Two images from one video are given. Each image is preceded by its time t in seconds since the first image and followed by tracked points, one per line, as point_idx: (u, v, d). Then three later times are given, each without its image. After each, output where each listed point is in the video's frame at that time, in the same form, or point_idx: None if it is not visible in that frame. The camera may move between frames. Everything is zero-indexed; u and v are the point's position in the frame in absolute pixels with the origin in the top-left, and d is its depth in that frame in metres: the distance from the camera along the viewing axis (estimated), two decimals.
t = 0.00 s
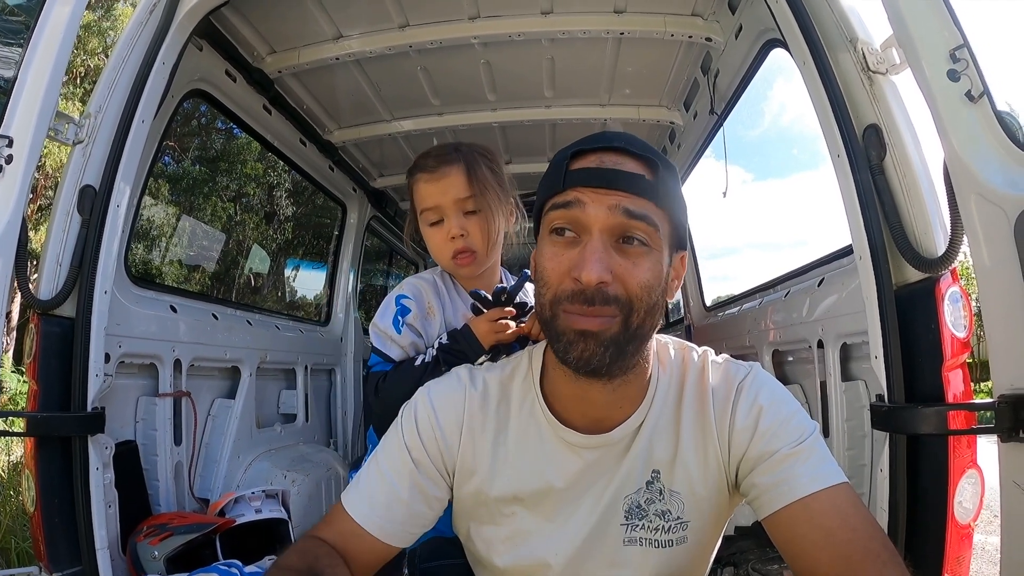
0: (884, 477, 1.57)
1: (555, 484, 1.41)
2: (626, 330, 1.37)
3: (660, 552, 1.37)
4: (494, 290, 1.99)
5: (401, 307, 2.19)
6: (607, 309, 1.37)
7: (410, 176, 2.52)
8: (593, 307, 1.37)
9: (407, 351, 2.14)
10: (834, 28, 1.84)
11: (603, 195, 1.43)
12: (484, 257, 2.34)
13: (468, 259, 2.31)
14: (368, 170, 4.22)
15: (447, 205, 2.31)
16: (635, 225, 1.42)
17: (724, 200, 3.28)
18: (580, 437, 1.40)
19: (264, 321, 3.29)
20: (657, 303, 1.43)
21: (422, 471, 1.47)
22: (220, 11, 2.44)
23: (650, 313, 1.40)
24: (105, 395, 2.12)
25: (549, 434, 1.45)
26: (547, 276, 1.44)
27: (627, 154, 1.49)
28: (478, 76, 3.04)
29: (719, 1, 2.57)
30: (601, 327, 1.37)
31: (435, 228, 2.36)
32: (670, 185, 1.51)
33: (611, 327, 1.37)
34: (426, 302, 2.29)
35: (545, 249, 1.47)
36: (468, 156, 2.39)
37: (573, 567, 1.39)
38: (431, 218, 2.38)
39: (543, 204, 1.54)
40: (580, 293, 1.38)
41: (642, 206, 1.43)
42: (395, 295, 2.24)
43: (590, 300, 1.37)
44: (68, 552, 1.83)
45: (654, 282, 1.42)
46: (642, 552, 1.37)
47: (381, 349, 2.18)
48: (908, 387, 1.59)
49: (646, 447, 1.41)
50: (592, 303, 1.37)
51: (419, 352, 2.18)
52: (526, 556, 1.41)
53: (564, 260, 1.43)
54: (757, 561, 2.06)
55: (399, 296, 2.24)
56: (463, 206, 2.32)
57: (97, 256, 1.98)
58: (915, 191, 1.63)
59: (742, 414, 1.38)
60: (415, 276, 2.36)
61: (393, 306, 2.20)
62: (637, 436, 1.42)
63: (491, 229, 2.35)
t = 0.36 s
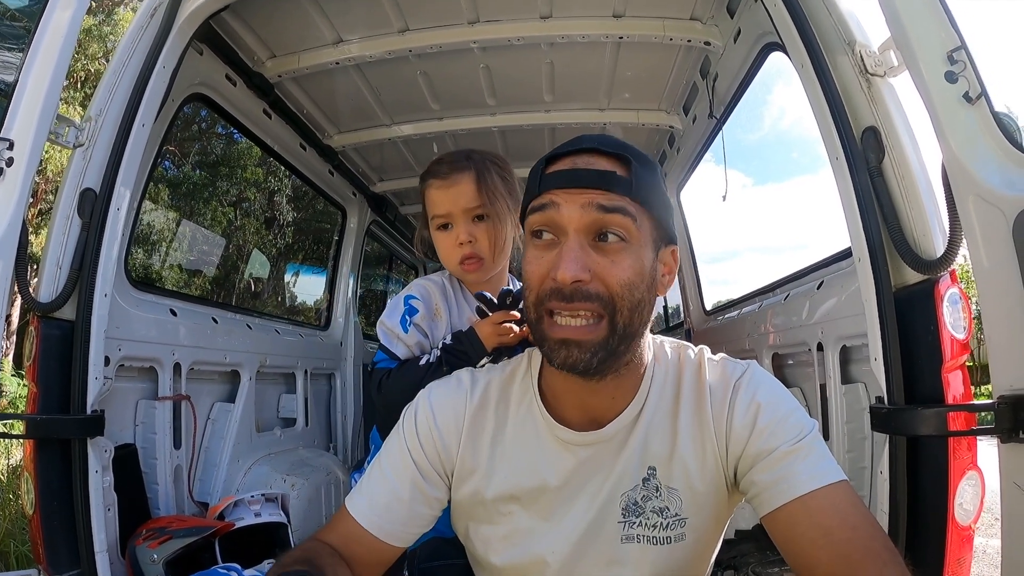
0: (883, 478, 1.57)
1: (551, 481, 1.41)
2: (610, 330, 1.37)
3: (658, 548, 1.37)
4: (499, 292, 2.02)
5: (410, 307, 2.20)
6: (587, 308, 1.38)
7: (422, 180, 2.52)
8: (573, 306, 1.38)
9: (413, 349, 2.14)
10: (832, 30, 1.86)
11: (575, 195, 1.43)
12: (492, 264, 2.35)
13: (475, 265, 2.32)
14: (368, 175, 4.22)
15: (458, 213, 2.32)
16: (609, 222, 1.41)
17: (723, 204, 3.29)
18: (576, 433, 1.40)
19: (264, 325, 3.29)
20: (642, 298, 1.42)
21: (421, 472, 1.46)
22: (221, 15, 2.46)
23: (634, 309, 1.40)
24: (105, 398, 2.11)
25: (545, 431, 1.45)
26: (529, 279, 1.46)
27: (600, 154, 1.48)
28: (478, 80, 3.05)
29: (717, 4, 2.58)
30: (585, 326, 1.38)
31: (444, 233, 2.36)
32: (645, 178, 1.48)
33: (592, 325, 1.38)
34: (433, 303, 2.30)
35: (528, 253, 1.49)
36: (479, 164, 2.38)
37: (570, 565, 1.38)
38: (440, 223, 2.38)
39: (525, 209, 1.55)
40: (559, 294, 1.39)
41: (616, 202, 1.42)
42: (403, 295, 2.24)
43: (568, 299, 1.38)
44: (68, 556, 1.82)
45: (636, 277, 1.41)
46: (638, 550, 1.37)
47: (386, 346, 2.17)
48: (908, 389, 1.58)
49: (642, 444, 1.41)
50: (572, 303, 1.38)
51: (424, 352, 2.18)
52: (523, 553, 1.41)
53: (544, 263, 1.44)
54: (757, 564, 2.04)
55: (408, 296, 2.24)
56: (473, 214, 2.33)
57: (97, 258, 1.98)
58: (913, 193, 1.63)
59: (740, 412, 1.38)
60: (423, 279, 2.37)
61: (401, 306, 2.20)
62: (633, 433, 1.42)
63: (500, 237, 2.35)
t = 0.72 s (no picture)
0: (882, 478, 1.57)
1: (551, 481, 1.41)
2: (595, 339, 1.37)
3: (657, 549, 1.37)
4: (501, 291, 2.00)
5: (412, 307, 2.21)
6: (570, 322, 1.38)
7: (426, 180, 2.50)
8: (556, 321, 1.38)
9: (415, 348, 2.14)
10: (830, 31, 1.86)
11: (552, 210, 1.43)
12: (494, 267, 2.36)
13: (478, 267, 2.33)
14: (367, 175, 4.23)
15: (461, 216, 2.32)
16: (589, 234, 1.41)
17: (722, 204, 3.29)
18: (576, 433, 1.41)
19: (262, 326, 3.29)
20: (627, 306, 1.41)
21: (421, 471, 1.45)
22: (221, 16, 2.46)
23: (619, 318, 1.39)
24: (103, 399, 2.11)
25: (546, 431, 1.46)
26: (521, 295, 1.47)
27: (578, 162, 1.48)
28: (477, 81, 3.05)
29: (715, 6, 2.58)
30: (569, 339, 1.37)
31: (447, 235, 2.36)
32: (623, 182, 1.45)
33: (575, 338, 1.37)
34: (435, 304, 2.32)
35: (518, 269, 1.51)
36: (484, 167, 2.37)
37: (569, 566, 1.38)
38: (444, 225, 2.38)
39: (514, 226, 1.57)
40: (543, 310, 1.40)
41: (592, 213, 1.41)
42: (406, 294, 2.25)
43: (551, 315, 1.38)
44: (66, 557, 1.82)
45: (618, 287, 1.40)
46: (638, 551, 1.37)
47: (389, 344, 2.17)
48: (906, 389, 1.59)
49: (642, 444, 1.41)
50: (555, 318, 1.38)
51: (426, 350, 2.18)
52: (522, 554, 1.40)
53: (531, 278, 1.46)
54: (756, 564, 2.03)
55: (411, 296, 2.25)
56: (476, 217, 2.33)
57: (95, 259, 1.98)
58: (911, 194, 1.64)
59: (739, 411, 1.38)
60: (426, 279, 2.39)
61: (404, 305, 2.21)
62: (632, 433, 1.42)
63: (502, 240, 2.36)
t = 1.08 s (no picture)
0: (884, 481, 1.57)
1: (551, 482, 1.41)
2: (628, 339, 1.38)
3: (657, 550, 1.37)
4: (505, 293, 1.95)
5: (416, 307, 2.22)
6: (608, 316, 1.38)
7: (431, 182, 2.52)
8: (594, 313, 1.38)
9: (418, 348, 2.14)
10: (835, 35, 1.86)
11: (599, 199, 1.44)
12: (497, 269, 2.36)
13: (481, 270, 2.33)
14: (371, 177, 4.24)
15: (464, 218, 2.33)
16: (632, 228, 1.43)
17: (726, 207, 3.29)
18: (576, 434, 1.41)
19: (267, 326, 3.30)
20: (653, 306, 1.44)
21: (423, 469, 1.46)
22: (227, 17, 2.47)
23: (647, 317, 1.42)
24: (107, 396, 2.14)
25: (546, 432, 1.46)
26: (548, 286, 1.44)
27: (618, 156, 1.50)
28: (482, 83, 3.06)
29: (720, 9, 2.59)
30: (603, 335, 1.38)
31: (450, 237, 2.37)
32: (661, 183, 1.52)
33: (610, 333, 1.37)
34: (439, 303, 2.32)
35: (544, 256, 1.47)
36: (488, 168, 2.38)
37: (569, 567, 1.38)
38: (447, 227, 2.39)
39: (537, 212, 1.54)
40: (582, 301, 1.38)
41: (637, 206, 1.45)
42: (409, 295, 2.27)
43: (591, 307, 1.37)
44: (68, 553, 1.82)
45: (650, 286, 1.43)
46: (638, 552, 1.37)
47: (392, 344, 2.19)
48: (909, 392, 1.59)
49: (641, 445, 1.42)
50: (595, 310, 1.37)
51: (429, 351, 2.18)
52: (522, 556, 1.40)
53: (563, 268, 1.43)
54: (757, 567, 2.02)
55: (414, 296, 2.27)
56: (480, 219, 2.33)
57: (101, 257, 1.99)
58: (914, 198, 1.64)
59: (739, 412, 1.38)
60: (429, 280, 2.40)
61: (407, 305, 2.22)
62: (632, 434, 1.43)
63: (507, 243, 2.35)
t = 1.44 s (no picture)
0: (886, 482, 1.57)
1: (551, 484, 1.42)
2: (618, 341, 1.38)
3: (657, 551, 1.37)
4: (506, 298, 1.95)
5: (415, 310, 2.21)
6: (600, 320, 1.38)
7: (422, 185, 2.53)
8: (586, 317, 1.38)
9: (417, 352, 2.15)
10: (836, 36, 1.86)
11: (599, 204, 1.44)
12: (494, 270, 2.37)
13: (479, 271, 2.34)
14: (373, 178, 4.25)
15: (460, 219, 2.33)
16: (631, 236, 1.42)
17: (728, 209, 3.30)
18: (575, 436, 1.41)
19: (269, 327, 3.31)
20: (650, 313, 1.44)
21: (423, 472, 1.48)
22: (229, 18, 2.47)
23: (643, 325, 1.41)
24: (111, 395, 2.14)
25: (546, 433, 1.46)
26: (542, 286, 1.45)
27: (623, 162, 1.50)
28: (484, 85, 3.07)
29: (721, 10, 2.59)
30: (593, 338, 1.38)
31: (446, 240, 2.38)
32: (664, 192, 1.51)
33: (601, 338, 1.38)
34: (438, 305, 2.32)
35: (541, 257, 1.48)
36: (481, 168, 2.38)
37: (569, 568, 1.39)
38: (442, 229, 2.40)
39: (539, 213, 1.55)
40: (575, 304, 1.39)
41: (638, 214, 1.44)
42: (408, 297, 2.25)
43: (583, 310, 1.38)
44: (70, 553, 1.83)
45: (648, 293, 1.42)
46: (638, 554, 1.37)
47: (391, 347, 2.19)
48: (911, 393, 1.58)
49: (641, 446, 1.42)
50: (586, 314, 1.38)
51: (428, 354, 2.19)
52: (523, 558, 1.41)
53: (559, 270, 1.44)
54: (759, 568, 2.01)
55: (413, 298, 2.25)
56: (475, 220, 2.34)
57: (105, 258, 2.00)
58: (916, 199, 1.64)
59: (739, 413, 1.38)
60: (428, 280, 2.39)
61: (406, 308, 2.21)
62: (632, 435, 1.43)
63: (502, 241, 2.36)
